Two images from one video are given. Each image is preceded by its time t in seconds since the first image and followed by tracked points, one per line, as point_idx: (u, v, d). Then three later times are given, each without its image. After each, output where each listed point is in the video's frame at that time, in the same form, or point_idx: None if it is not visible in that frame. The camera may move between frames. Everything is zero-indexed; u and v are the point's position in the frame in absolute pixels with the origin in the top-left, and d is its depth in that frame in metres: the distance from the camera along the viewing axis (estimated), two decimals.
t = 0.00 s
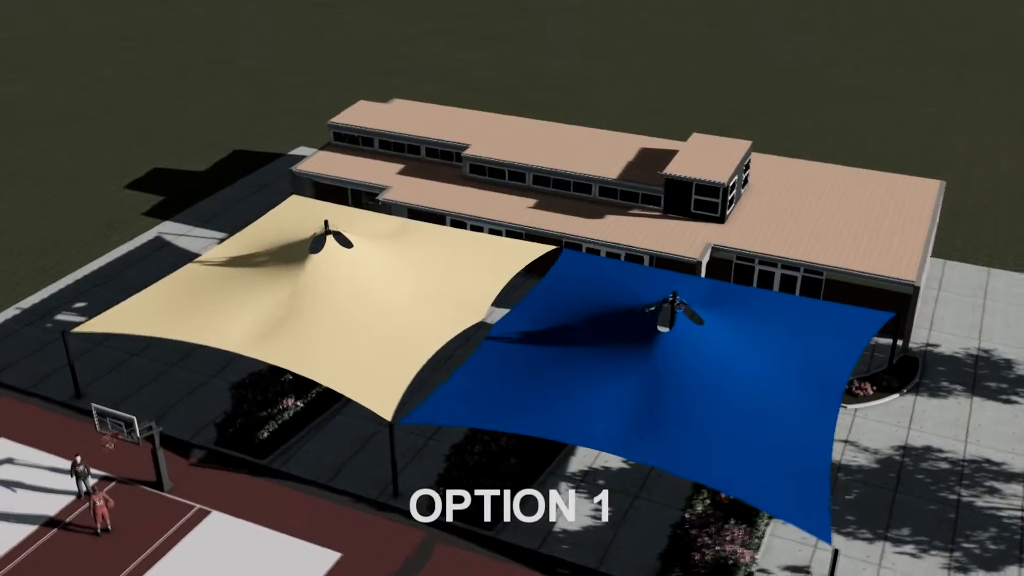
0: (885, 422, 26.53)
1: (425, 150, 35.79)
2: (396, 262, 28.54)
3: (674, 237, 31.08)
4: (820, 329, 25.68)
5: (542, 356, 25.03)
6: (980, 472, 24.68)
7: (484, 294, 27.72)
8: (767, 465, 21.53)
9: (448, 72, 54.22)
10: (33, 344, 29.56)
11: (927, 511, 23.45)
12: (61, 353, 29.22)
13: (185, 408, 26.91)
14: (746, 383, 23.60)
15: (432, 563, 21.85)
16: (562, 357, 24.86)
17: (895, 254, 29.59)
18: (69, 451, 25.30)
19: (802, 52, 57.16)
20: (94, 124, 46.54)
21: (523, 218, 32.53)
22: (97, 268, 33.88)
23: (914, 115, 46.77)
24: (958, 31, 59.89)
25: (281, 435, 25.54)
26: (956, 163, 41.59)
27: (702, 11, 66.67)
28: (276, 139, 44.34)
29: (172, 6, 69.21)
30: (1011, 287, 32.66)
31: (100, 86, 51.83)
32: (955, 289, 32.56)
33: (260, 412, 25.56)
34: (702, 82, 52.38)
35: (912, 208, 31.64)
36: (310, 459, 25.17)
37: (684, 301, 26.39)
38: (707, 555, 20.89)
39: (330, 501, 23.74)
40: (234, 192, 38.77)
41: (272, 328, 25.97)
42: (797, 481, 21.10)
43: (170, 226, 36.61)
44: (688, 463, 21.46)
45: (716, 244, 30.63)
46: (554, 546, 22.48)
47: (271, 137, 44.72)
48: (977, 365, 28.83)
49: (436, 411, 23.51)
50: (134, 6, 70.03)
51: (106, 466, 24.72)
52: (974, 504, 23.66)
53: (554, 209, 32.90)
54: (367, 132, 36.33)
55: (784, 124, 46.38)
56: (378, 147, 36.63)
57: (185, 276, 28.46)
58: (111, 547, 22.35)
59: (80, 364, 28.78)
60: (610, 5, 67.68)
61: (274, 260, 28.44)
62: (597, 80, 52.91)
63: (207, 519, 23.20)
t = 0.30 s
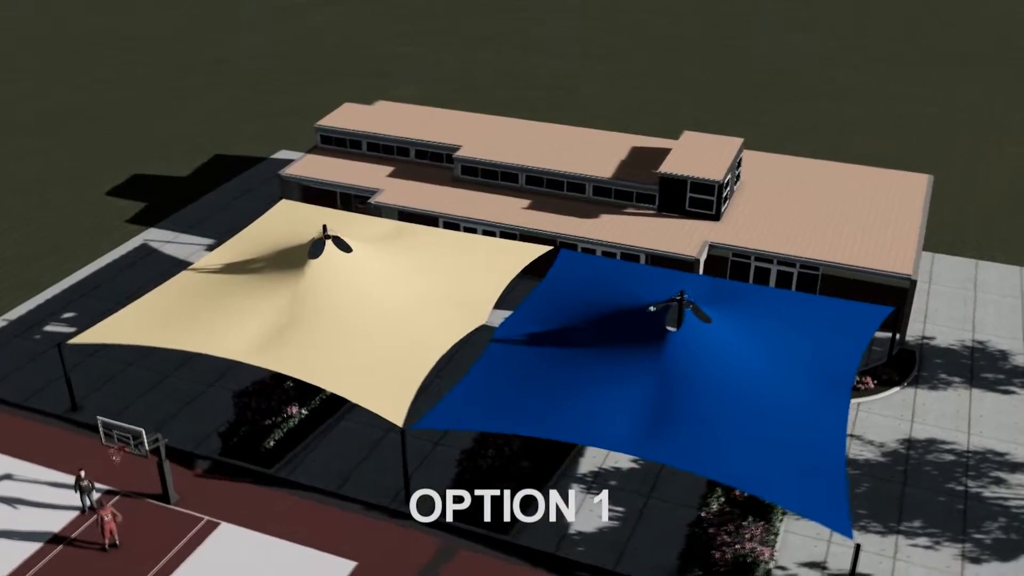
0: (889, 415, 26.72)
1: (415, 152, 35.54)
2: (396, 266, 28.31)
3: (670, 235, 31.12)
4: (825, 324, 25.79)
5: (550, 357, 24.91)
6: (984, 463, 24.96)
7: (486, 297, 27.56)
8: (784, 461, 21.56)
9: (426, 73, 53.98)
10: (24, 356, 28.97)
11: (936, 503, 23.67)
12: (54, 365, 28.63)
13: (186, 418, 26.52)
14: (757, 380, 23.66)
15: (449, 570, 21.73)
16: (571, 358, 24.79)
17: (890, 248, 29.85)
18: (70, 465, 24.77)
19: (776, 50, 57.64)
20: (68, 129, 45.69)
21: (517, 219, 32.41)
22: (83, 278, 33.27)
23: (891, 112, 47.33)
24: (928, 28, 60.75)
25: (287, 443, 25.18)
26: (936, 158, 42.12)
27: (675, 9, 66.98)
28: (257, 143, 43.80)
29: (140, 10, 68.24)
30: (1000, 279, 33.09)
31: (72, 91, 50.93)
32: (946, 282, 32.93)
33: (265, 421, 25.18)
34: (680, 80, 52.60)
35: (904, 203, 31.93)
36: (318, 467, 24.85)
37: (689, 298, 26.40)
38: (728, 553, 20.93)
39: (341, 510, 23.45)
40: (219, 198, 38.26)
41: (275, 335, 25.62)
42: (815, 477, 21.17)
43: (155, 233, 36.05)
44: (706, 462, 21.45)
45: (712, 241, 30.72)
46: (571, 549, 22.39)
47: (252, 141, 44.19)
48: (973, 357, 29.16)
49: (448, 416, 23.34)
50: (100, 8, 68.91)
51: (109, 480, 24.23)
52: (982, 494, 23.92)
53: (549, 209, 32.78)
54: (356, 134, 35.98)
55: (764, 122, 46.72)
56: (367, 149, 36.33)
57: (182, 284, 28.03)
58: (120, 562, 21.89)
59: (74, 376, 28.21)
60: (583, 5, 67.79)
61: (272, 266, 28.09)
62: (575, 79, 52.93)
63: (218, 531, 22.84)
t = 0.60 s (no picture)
0: (890, 407, 26.96)
1: (404, 154, 35.27)
2: (395, 271, 28.05)
3: (666, 233, 31.18)
4: (829, 319, 25.89)
5: (559, 358, 24.78)
6: (988, 453, 25.24)
7: (487, 299, 27.42)
8: (801, 457, 21.61)
9: (402, 74, 53.65)
10: (14, 369, 28.34)
11: (944, 493, 23.89)
12: (46, 376, 28.05)
13: (187, 429, 26.15)
14: (768, 376, 23.69)
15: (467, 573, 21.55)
16: (579, 358, 24.67)
17: (884, 241, 30.14)
18: (72, 480, 24.26)
19: (749, 47, 58.05)
20: (41, 133, 44.75)
21: (511, 220, 32.32)
22: (70, 287, 32.66)
23: (867, 107, 47.88)
24: (895, 25, 61.59)
25: (293, 452, 24.85)
26: (914, 153, 42.67)
27: (646, 6, 67.23)
28: (237, 146, 43.24)
29: (106, 11, 67.10)
30: (989, 270, 33.50)
31: (41, 94, 49.91)
32: (935, 274, 33.32)
33: (272, 429, 24.81)
34: (657, 77, 52.78)
35: (895, 196, 32.24)
36: (326, 475, 24.54)
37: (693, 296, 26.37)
38: (747, 550, 20.95)
39: (352, 517, 23.17)
40: (203, 204, 37.79)
41: (278, 342, 25.24)
42: (833, 471, 21.24)
43: (140, 240, 35.51)
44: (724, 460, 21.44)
45: (708, 238, 30.82)
46: (587, 550, 22.31)
47: (231, 144, 43.61)
48: (968, 348, 29.51)
49: (460, 419, 23.14)
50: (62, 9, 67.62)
51: (112, 493, 23.75)
52: (988, 484, 24.18)
53: (542, 209, 32.71)
54: (344, 136, 35.64)
55: (743, 118, 47.00)
56: (355, 152, 35.99)
57: (178, 292, 27.56)
58: None
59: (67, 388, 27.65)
60: (554, 3, 67.80)
61: (269, 272, 27.71)
62: (552, 77, 52.90)
63: (229, 541, 22.50)
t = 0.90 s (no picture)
0: (892, 398, 27.24)
1: (393, 155, 34.97)
2: (395, 275, 27.80)
3: (662, 230, 31.21)
4: (831, 313, 26.09)
5: (567, 357, 24.62)
6: (990, 441, 25.58)
7: (489, 302, 27.36)
8: (817, 453, 21.75)
9: (377, 74, 53.27)
10: (5, 382, 27.67)
11: (951, 483, 24.19)
12: (38, 389, 27.42)
13: (189, 439, 25.70)
14: (777, 373, 23.79)
15: None
16: (588, 357, 24.52)
17: (877, 234, 30.43)
18: (75, 493, 23.72)
19: (721, 42, 58.40)
20: (12, 138, 43.74)
21: (505, 220, 32.20)
22: (56, 296, 32.00)
23: (842, 101, 48.41)
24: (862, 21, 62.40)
25: (300, 459, 24.49)
26: (892, 147, 43.23)
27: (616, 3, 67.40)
28: (216, 150, 42.63)
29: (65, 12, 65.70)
30: (975, 260, 33.98)
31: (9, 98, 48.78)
32: (924, 265, 33.73)
33: (281, 435, 24.36)
34: (633, 74, 52.90)
35: (884, 190, 32.57)
36: (336, 482, 24.24)
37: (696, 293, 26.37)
38: (767, 546, 20.95)
39: (364, 522, 22.90)
40: (186, 210, 37.25)
41: (283, 348, 24.87)
42: (851, 465, 21.43)
43: (124, 247, 34.94)
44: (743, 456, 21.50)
45: (703, 234, 30.91)
46: (605, 550, 22.27)
47: (210, 147, 43.00)
48: (962, 338, 29.87)
49: (473, 421, 22.94)
50: (22, 10, 66.17)
51: (116, 506, 23.25)
52: (993, 472, 24.51)
53: (536, 209, 32.60)
54: (331, 138, 35.25)
55: (722, 113, 47.25)
56: (342, 153, 35.60)
57: (174, 299, 27.06)
58: None
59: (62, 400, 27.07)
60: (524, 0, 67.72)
61: (266, 277, 27.31)
62: (529, 75, 52.80)
63: (242, 551, 22.15)
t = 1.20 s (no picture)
0: (891, 389, 27.53)
1: (381, 155, 34.68)
2: (395, 275, 27.48)
3: (656, 226, 31.29)
4: (833, 305, 26.27)
5: (575, 356, 24.54)
6: (990, 428, 25.95)
7: (491, 300, 27.09)
8: (831, 445, 21.87)
9: (352, 73, 52.80)
10: None
11: (957, 470, 24.49)
12: (32, 401, 26.84)
13: (192, 448, 25.26)
14: (785, 367, 23.92)
15: None
16: (596, 355, 24.44)
17: (870, 226, 30.71)
18: (78, 506, 23.17)
19: (694, 37, 58.65)
20: None
21: (499, 218, 32.05)
22: (42, 306, 31.32)
23: (817, 94, 48.87)
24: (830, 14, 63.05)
25: (308, 465, 24.21)
26: (870, 139, 43.72)
27: None
28: (195, 153, 42.01)
29: (30, 13, 64.34)
30: (961, 250, 34.47)
31: None
32: (911, 256, 34.15)
33: (287, 441, 24.10)
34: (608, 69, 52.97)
35: (873, 183, 32.90)
36: (345, 488, 23.99)
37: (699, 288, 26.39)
38: (786, 539, 21.00)
39: (378, 527, 22.69)
40: (169, 216, 36.69)
41: (287, 354, 24.53)
42: (865, 456, 21.59)
43: (108, 253, 34.29)
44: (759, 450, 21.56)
45: (698, 230, 31.02)
46: (622, 548, 22.27)
47: (188, 150, 42.36)
48: (955, 327, 30.26)
49: (486, 422, 22.79)
50: None
51: (121, 518, 22.76)
52: (995, 459, 24.86)
53: (530, 207, 32.50)
54: (318, 139, 34.87)
55: (700, 107, 47.42)
56: (329, 155, 35.22)
57: (170, 307, 26.60)
58: None
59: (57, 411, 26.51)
60: None
61: (264, 282, 26.93)
62: (505, 71, 52.64)
63: (254, 561, 21.78)
